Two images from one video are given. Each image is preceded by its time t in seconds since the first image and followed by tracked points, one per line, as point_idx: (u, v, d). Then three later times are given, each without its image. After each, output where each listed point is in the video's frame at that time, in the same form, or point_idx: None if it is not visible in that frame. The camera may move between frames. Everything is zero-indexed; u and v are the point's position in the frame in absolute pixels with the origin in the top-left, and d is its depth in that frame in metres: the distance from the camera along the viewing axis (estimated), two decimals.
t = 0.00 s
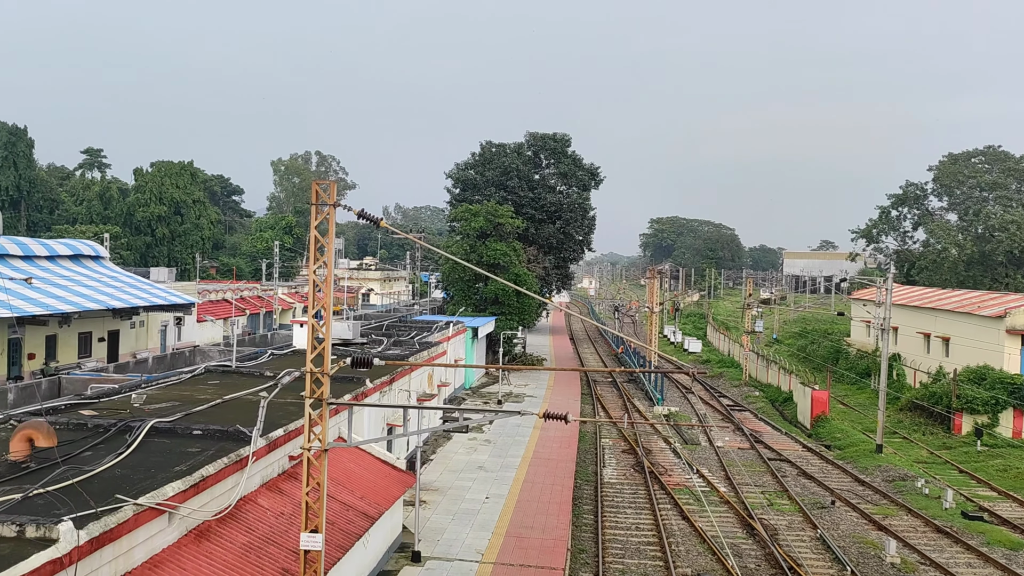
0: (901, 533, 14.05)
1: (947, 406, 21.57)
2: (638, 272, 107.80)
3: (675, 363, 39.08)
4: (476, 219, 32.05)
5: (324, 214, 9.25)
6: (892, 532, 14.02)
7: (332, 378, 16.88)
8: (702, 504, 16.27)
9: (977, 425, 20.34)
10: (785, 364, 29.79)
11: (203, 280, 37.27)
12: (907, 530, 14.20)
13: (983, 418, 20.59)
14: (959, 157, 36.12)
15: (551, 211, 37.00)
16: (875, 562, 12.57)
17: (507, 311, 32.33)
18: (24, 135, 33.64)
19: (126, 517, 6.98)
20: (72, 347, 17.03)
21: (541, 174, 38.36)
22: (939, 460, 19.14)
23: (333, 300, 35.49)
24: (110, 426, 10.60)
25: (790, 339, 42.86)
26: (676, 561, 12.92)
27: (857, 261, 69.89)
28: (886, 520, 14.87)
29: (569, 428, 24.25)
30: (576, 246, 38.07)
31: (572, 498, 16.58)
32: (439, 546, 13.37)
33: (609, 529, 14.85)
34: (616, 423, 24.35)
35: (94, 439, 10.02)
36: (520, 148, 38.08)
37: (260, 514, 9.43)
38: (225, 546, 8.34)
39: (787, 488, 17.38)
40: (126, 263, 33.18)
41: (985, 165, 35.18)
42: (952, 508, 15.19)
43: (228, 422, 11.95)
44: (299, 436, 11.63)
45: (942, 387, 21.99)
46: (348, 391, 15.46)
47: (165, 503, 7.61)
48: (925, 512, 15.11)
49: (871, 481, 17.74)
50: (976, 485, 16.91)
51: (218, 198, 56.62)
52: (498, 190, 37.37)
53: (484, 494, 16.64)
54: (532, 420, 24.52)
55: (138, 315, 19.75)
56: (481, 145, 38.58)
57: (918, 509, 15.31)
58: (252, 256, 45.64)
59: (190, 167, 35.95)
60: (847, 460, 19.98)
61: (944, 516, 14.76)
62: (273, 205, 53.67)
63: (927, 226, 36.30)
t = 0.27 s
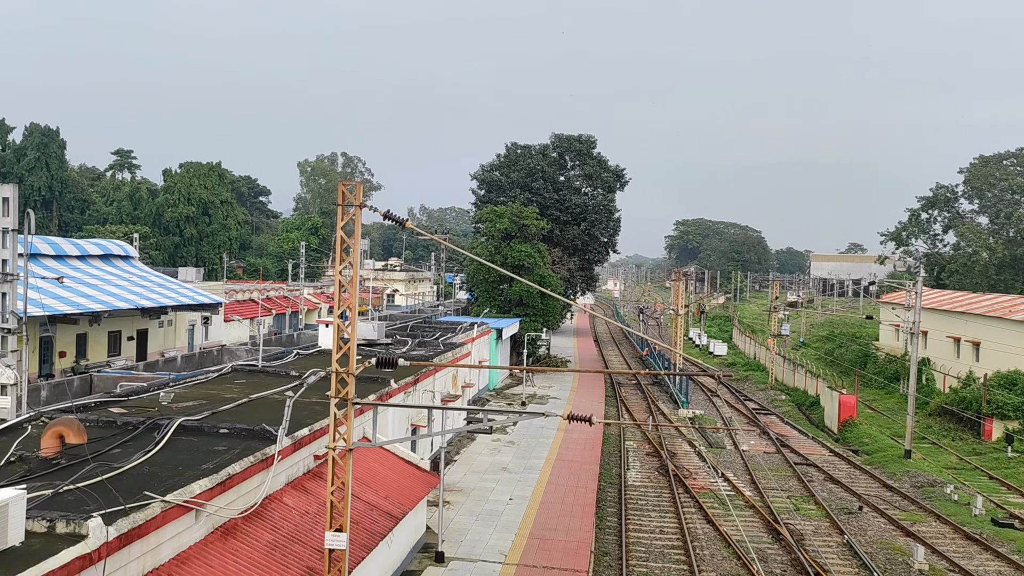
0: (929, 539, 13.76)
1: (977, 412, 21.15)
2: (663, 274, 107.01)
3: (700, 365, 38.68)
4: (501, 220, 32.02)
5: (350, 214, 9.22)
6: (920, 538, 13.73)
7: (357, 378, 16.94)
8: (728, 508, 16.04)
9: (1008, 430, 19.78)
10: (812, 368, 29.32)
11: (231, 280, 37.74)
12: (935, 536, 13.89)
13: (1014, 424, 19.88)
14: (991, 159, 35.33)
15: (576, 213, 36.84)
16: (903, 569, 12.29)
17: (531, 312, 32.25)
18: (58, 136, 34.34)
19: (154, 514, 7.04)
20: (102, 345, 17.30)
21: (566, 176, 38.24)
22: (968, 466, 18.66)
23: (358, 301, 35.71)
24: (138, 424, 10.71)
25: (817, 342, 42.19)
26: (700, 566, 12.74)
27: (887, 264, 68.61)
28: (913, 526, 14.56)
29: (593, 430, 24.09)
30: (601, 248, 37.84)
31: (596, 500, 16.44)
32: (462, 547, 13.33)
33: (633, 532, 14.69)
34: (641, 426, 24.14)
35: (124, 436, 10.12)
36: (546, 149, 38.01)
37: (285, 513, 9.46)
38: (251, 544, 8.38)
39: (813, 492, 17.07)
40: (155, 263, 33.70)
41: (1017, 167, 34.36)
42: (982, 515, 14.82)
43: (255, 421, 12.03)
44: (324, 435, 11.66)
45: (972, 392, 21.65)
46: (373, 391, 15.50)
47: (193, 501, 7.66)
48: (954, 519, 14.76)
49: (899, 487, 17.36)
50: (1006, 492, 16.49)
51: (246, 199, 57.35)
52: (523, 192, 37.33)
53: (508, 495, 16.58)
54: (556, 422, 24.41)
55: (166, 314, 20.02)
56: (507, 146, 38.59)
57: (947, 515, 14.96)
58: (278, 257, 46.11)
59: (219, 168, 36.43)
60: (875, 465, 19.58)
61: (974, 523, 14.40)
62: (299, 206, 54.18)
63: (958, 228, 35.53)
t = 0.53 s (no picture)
0: (958, 546, 13.47)
1: (1008, 418, 20.70)
2: (688, 277, 106.11)
3: (725, 369, 38.25)
4: (526, 222, 31.98)
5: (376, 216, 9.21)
6: (949, 545, 13.45)
7: (381, 379, 17.00)
8: (753, 513, 15.79)
9: None
10: (839, 372, 28.82)
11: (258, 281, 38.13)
12: (965, 544, 13.56)
13: None
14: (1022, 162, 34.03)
15: (601, 215, 36.65)
16: None
17: (556, 314, 32.13)
18: (89, 138, 34.99)
19: (181, 511, 7.08)
20: (130, 344, 17.56)
21: (591, 178, 38.10)
22: (999, 473, 18.17)
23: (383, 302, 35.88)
24: (166, 422, 10.83)
25: (845, 346, 41.48)
26: (724, 570, 12.55)
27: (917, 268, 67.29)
28: (942, 532, 14.24)
29: (617, 433, 23.92)
30: (627, 250, 37.56)
31: (619, 503, 16.29)
32: (486, 548, 13.28)
33: (657, 536, 14.51)
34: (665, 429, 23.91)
35: (152, 434, 10.24)
36: (571, 151, 37.94)
37: (310, 512, 9.49)
38: (276, 542, 8.40)
39: (840, 498, 16.74)
40: (183, 263, 34.18)
41: None
42: (1014, 523, 14.42)
43: (280, 420, 12.11)
44: (349, 435, 11.69)
45: (1003, 397, 21.29)
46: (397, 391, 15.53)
47: (219, 499, 7.71)
48: (984, 526, 14.39)
49: (927, 493, 16.96)
50: None
51: (273, 200, 58.00)
52: (548, 194, 37.25)
53: (531, 497, 16.49)
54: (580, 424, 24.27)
55: (194, 314, 20.28)
56: (532, 148, 38.57)
57: (977, 523, 14.60)
58: (304, 258, 46.52)
59: (246, 169, 36.87)
60: (903, 471, 19.14)
61: (1006, 531, 14.02)
62: (325, 208, 54.63)
63: (989, 231, 34.70)
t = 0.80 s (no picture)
0: (989, 554, 13.16)
1: None
2: (714, 280, 105.05)
3: (751, 372, 37.76)
4: (551, 223, 31.88)
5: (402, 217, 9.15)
6: (979, 553, 13.15)
7: (407, 379, 17.03)
8: (780, 518, 15.52)
9: None
10: (867, 377, 28.29)
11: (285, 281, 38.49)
12: (997, 552, 13.23)
13: None
14: None
15: (627, 217, 36.41)
16: None
17: (580, 316, 31.98)
18: (121, 139, 35.62)
19: (209, 509, 7.11)
20: (159, 343, 17.81)
21: (617, 179, 37.90)
22: None
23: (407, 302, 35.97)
24: (194, 420, 10.94)
25: (874, 350, 40.72)
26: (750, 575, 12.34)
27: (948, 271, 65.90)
28: (972, 540, 13.92)
29: (642, 435, 23.71)
30: (652, 252, 37.25)
31: (644, 506, 16.11)
32: (510, 549, 13.22)
33: (682, 539, 14.32)
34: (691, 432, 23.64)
35: (180, 432, 10.34)
36: (597, 153, 37.79)
37: (336, 512, 9.50)
38: (301, 541, 8.42)
39: (868, 503, 16.40)
40: (211, 263, 34.63)
41: None
42: None
43: (306, 420, 12.16)
44: (374, 436, 11.70)
45: None
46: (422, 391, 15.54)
47: (246, 497, 7.74)
48: (1016, 534, 14.03)
49: (957, 500, 16.56)
50: None
51: (300, 201, 58.56)
52: (574, 195, 37.10)
53: (555, 499, 16.39)
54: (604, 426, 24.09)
55: (221, 313, 20.51)
56: (558, 150, 38.48)
57: (1009, 531, 14.23)
58: (331, 258, 46.88)
59: (274, 170, 37.27)
60: (932, 477, 18.70)
61: None
62: (352, 208, 55.02)
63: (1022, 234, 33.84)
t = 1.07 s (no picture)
0: None
1: None
2: (742, 282, 103.81)
3: (779, 375, 37.20)
4: (577, 225, 31.75)
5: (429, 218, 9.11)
6: (1014, 562, 12.81)
7: (432, 380, 17.03)
8: (807, 523, 15.24)
9: None
10: (898, 381, 27.70)
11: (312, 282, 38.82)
12: None
13: None
14: None
15: (653, 219, 36.13)
16: None
17: (606, 318, 31.78)
18: (152, 141, 36.25)
19: (236, 507, 7.15)
20: (188, 342, 18.05)
21: (644, 181, 37.64)
22: None
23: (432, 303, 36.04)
24: (222, 419, 11.03)
25: (905, 354, 39.87)
26: None
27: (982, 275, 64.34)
28: (1007, 548, 13.57)
29: (668, 438, 23.45)
30: (679, 254, 36.91)
31: (669, 510, 15.92)
32: (534, 551, 13.14)
33: (708, 543, 14.13)
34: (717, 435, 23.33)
35: (209, 431, 10.44)
36: (624, 154, 37.57)
37: (361, 511, 9.51)
38: (327, 540, 8.43)
39: (898, 509, 16.05)
40: (239, 263, 35.06)
41: None
42: None
43: (332, 420, 12.20)
44: (399, 436, 11.69)
45: None
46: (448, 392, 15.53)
47: (273, 496, 7.76)
48: None
49: (991, 507, 16.15)
50: None
51: (327, 202, 59.09)
52: (600, 197, 36.92)
53: (580, 501, 16.27)
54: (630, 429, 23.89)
55: (249, 313, 20.73)
56: (584, 151, 38.32)
57: None
58: (357, 259, 47.21)
59: (302, 172, 37.62)
60: (964, 483, 18.25)
61: None
62: (378, 209, 55.36)
63: None
